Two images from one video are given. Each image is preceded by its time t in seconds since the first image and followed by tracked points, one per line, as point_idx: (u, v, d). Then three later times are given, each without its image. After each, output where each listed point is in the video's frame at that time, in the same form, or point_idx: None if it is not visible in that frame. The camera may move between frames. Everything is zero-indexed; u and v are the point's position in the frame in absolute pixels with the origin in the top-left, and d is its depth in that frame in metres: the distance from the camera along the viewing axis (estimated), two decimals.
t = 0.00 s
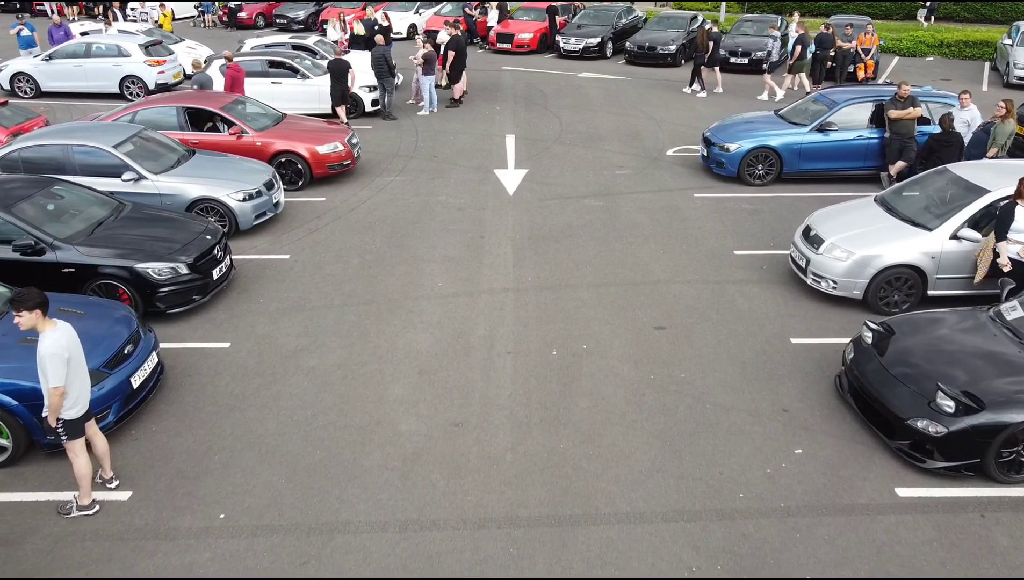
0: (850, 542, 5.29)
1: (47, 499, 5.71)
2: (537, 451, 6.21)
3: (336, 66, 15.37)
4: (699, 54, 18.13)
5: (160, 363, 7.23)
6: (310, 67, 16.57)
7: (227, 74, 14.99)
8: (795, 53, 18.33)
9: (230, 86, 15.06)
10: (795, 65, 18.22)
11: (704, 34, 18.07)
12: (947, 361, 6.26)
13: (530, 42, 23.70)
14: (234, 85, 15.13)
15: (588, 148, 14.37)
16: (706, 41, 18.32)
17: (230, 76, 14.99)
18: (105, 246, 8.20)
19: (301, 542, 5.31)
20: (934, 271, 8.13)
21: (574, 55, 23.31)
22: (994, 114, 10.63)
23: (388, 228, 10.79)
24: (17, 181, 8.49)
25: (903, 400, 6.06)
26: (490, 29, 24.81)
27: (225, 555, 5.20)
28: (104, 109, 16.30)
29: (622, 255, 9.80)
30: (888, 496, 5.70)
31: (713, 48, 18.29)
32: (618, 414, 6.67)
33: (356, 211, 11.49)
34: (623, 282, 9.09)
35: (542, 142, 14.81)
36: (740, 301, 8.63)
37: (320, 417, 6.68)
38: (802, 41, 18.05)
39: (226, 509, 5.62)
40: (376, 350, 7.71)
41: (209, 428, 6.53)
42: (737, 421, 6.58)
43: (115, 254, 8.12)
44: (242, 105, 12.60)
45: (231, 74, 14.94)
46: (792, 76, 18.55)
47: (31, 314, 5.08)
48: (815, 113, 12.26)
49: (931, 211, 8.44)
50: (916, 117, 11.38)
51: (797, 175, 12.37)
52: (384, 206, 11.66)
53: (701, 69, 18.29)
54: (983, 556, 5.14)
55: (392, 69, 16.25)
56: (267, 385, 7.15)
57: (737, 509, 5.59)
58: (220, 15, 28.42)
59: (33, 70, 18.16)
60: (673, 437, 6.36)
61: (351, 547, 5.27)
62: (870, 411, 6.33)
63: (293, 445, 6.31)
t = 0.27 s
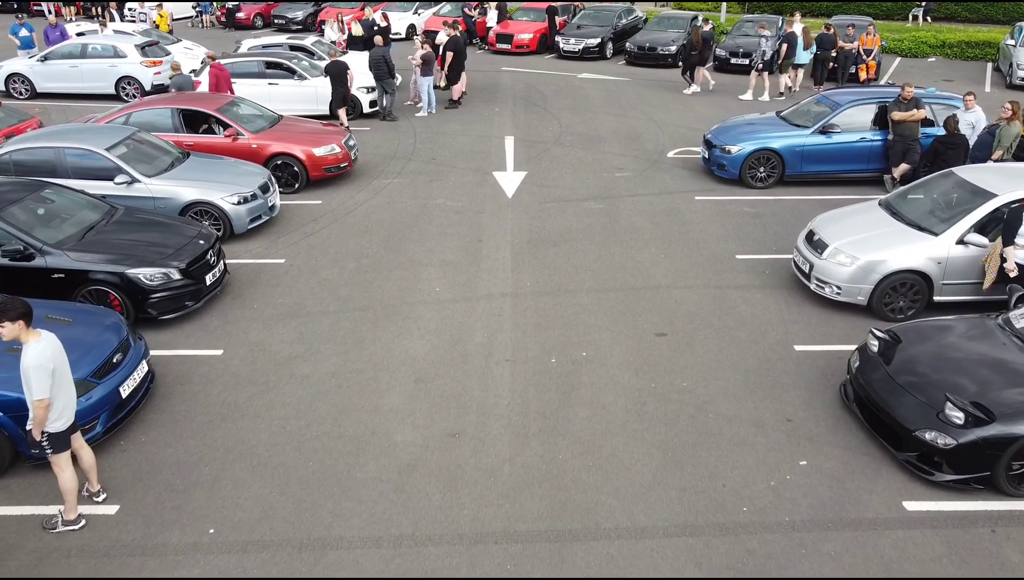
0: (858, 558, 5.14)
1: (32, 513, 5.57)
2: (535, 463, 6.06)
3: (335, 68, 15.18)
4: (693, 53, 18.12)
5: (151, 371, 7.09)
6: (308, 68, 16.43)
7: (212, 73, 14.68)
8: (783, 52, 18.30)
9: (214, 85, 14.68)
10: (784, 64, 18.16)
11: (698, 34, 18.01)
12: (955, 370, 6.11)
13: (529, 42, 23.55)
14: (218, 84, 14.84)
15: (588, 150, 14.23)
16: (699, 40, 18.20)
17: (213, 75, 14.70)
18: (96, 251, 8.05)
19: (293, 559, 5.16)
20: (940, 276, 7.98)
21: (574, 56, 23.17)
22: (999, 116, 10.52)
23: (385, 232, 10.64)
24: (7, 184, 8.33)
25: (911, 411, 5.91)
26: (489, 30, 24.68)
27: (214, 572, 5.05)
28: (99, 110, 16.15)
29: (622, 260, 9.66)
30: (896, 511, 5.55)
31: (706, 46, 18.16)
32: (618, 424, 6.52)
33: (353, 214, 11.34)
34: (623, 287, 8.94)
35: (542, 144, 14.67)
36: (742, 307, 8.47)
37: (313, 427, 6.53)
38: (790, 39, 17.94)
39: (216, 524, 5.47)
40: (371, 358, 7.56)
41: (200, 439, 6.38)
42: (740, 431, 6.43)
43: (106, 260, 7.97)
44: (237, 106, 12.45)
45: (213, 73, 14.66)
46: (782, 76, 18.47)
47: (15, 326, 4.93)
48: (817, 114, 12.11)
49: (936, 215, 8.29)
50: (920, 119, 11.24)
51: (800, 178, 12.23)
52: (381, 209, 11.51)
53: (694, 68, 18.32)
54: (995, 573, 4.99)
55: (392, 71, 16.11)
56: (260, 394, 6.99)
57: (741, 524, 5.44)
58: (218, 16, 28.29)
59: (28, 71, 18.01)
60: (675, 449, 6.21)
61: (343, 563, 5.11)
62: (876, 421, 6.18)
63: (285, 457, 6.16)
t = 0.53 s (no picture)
0: (864, 573, 5.00)
1: (18, 525, 5.44)
2: (534, 473, 5.93)
3: (334, 69, 15.03)
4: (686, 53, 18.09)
5: (142, 378, 6.96)
6: (305, 69, 16.31)
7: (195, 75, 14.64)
8: (772, 51, 18.37)
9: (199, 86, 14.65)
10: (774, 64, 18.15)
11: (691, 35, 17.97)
12: (963, 378, 5.98)
13: (529, 42, 23.42)
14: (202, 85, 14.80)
15: (588, 151, 14.11)
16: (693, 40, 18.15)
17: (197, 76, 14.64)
18: (88, 255, 7.92)
19: (284, 573, 5.02)
20: (945, 281, 7.85)
21: (574, 56, 23.04)
22: (1003, 117, 10.37)
23: (382, 235, 10.51)
24: None
25: (918, 420, 5.77)
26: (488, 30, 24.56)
27: None
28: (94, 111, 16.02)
29: (622, 263, 9.52)
30: (903, 523, 5.41)
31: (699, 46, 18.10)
32: (618, 432, 6.39)
33: (350, 216, 11.21)
34: (623, 291, 8.82)
35: (541, 145, 14.54)
36: (744, 311, 8.34)
37: (307, 436, 6.39)
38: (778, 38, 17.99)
39: (205, 537, 5.33)
40: (367, 364, 7.42)
41: (191, 448, 6.24)
42: (742, 440, 6.30)
43: (97, 264, 7.83)
44: (233, 107, 12.32)
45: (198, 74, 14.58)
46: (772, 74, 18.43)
47: None
48: (819, 115, 11.98)
49: (941, 218, 8.16)
50: (924, 120, 11.12)
51: (801, 179, 12.09)
52: (378, 211, 11.38)
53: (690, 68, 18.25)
54: None
55: (394, 72, 15.99)
56: (253, 402, 6.86)
57: (744, 536, 5.30)
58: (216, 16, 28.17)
59: (24, 72, 17.88)
60: (676, 458, 6.08)
61: (336, 578, 4.98)
62: (882, 430, 6.04)
63: (278, 467, 6.03)
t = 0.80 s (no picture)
0: None
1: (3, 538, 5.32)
2: (532, 484, 5.80)
3: (333, 70, 14.90)
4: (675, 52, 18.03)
5: (132, 385, 6.83)
6: (302, 70, 16.17)
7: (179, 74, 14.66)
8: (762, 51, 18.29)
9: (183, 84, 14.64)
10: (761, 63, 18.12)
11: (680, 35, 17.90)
12: (970, 387, 5.85)
13: (528, 43, 23.30)
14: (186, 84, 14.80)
15: (587, 152, 13.98)
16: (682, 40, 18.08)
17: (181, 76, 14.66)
18: (79, 259, 7.79)
19: None
20: (950, 286, 7.73)
21: (573, 57, 22.90)
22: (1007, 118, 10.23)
23: (379, 238, 10.37)
24: None
25: (924, 430, 5.65)
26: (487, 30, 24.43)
27: None
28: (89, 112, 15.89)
29: (622, 267, 9.39)
30: (910, 537, 5.29)
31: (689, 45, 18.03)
32: (617, 442, 6.26)
33: (347, 219, 11.08)
34: (623, 295, 8.69)
35: (540, 147, 14.41)
36: (746, 317, 8.21)
37: (300, 446, 6.26)
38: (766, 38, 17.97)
39: (194, 551, 5.20)
40: (362, 371, 7.29)
41: (181, 458, 6.11)
42: (744, 449, 6.17)
43: (88, 269, 7.70)
44: (229, 108, 12.19)
45: (181, 73, 14.57)
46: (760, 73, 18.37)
47: None
48: (821, 117, 11.85)
49: (946, 222, 8.03)
50: (927, 122, 11.00)
51: (803, 182, 11.95)
52: (376, 214, 11.25)
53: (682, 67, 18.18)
54: None
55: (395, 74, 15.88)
56: (246, 410, 6.73)
57: (747, 550, 5.18)
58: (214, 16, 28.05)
59: (19, 72, 17.75)
60: (677, 469, 5.95)
61: None
62: (887, 440, 5.91)
63: (270, 478, 5.90)
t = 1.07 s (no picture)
0: None
1: None
2: (529, 496, 5.68)
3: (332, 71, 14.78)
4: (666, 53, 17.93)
5: (123, 394, 6.71)
6: (300, 71, 16.06)
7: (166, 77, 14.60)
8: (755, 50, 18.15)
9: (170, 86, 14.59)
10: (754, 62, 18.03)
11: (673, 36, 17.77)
12: (976, 397, 5.74)
13: (527, 44, 23.17)
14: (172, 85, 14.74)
15: (587, 154, 13.87)
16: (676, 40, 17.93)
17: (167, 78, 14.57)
18: (70, 265, 7.67)
19: None
20: (954, 291, 7.61)
21: (572, 58, 22.78)
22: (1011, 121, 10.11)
23: (376, 242, 10.25)
24: None
25: (930, 440, 5.53)
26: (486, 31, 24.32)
27: None
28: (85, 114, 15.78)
29: (622, 271, 9.28)
30: (915, 551, 5.17)
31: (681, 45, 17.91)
32: (616, 452, 6.14)
33: (344, 223, 10.96)
34: (622, 301, 8.57)
35: (539, 149, 14.30)
36: (747, 323, 8.09)
37: (293, 456, 6.14)
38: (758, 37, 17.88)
39: (183, 565, 5.08)
40: (357, 379, 7.17)
41: (172, 469, 6.00)
42: (746, 460, 6.05)
43: (79, 274, 7.58)
44: (225, 110, 12.08)
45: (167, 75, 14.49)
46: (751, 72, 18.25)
47: None
48: (823, 119, 11.73)
49: (951, 227, 7.90)
50: (930, 124, 10.89)
51: (805, 185, 11.83)
52: (373, 217, 11.13)
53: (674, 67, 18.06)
54: None
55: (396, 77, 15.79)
56: (238, 419, 6.61)
57: (748, 565, 5.06)
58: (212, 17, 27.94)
59: (14, 73, 17.62)
60: (677, 480, 5.83)
61: None
62: (892, 450, 5.79)
63: (263, 489, 5.78)
